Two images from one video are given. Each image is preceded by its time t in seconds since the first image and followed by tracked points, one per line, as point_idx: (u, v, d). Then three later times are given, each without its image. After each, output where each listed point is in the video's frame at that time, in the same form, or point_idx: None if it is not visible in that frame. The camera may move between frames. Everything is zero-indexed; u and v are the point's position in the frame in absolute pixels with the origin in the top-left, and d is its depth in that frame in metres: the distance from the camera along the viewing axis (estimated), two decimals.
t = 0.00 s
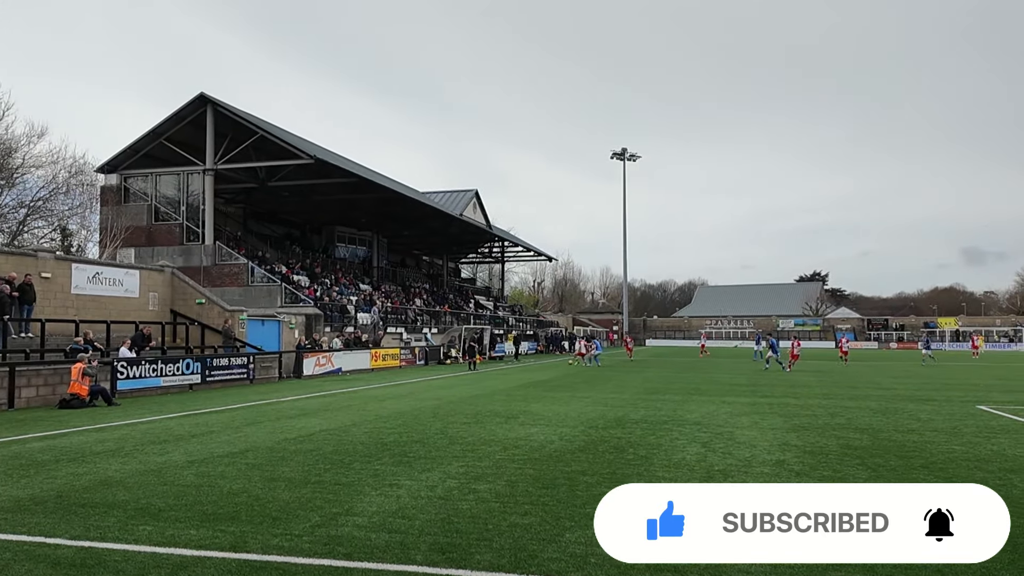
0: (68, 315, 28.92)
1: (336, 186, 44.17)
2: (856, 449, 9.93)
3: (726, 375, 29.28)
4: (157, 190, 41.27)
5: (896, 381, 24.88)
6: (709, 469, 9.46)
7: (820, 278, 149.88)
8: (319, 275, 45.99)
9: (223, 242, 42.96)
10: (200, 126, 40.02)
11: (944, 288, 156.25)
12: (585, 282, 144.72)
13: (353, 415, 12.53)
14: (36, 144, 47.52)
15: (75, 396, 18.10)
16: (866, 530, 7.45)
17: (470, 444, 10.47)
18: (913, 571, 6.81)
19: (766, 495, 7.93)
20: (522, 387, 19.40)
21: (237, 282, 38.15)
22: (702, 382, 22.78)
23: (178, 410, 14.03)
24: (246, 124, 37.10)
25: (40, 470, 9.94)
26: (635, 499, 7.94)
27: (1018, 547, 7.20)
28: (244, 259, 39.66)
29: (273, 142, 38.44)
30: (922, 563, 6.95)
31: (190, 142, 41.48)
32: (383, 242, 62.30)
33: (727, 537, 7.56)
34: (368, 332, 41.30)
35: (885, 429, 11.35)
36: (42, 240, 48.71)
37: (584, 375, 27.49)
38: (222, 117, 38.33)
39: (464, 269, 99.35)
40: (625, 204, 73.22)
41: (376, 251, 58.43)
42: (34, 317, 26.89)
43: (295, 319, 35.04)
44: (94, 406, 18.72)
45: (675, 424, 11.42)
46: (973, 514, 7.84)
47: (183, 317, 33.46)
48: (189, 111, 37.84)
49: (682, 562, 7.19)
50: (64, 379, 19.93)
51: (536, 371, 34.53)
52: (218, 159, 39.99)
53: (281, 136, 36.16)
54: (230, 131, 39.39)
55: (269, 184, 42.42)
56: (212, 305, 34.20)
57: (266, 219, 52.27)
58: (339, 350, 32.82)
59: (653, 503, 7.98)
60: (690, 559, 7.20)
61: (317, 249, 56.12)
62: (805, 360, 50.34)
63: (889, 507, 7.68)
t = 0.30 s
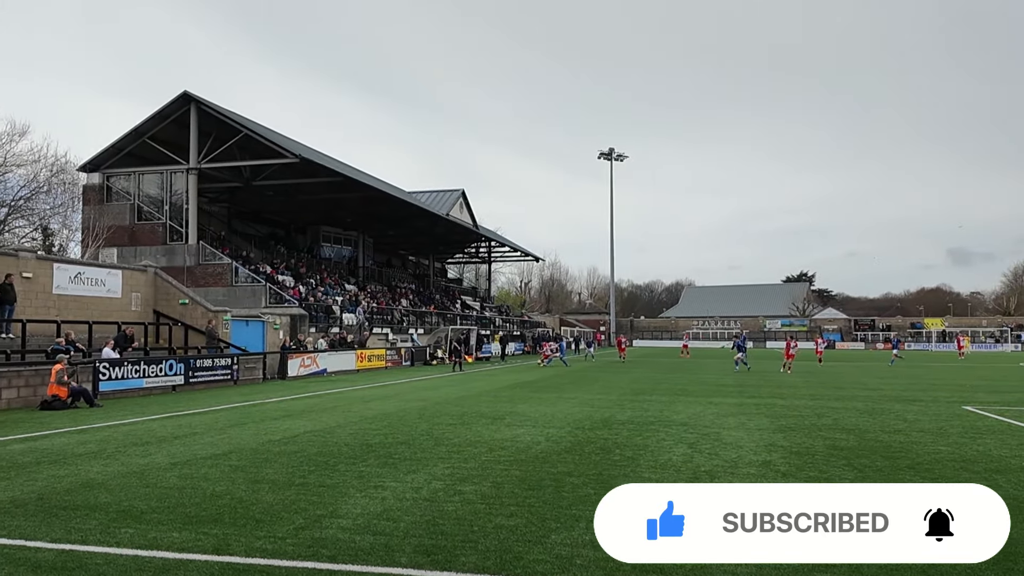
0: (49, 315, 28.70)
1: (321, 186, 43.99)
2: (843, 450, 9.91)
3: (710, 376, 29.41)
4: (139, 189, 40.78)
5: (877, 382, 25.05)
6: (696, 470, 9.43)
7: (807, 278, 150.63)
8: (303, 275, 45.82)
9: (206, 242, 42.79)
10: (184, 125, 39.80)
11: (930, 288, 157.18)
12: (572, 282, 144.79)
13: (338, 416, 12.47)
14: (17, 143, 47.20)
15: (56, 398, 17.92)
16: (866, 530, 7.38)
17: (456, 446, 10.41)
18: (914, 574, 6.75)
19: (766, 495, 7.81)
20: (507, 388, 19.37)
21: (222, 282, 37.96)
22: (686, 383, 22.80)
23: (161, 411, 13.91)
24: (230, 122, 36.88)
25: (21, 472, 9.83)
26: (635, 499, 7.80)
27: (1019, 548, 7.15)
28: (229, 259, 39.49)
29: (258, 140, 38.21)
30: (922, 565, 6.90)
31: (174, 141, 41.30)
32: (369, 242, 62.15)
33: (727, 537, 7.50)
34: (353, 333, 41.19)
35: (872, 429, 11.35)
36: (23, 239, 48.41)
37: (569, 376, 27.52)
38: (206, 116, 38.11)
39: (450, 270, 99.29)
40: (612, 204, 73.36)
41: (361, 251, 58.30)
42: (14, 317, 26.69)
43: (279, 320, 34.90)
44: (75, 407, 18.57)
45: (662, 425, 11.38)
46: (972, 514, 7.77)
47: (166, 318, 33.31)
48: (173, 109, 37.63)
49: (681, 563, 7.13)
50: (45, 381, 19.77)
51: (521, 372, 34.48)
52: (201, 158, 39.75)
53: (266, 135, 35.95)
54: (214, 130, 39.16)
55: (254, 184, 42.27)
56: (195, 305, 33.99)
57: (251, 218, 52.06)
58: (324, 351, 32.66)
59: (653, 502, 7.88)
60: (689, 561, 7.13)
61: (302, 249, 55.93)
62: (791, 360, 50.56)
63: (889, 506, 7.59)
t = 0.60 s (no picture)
0: (29, 315, 28.45)
1: (306, 185, 43.79)
2: (828, 450, 9.90)
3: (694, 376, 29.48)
4: (121, 188, 40.64)
5: (860, 381, 25.15)
6: (681, 471, 9.41)
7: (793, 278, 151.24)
8: (287, 275, 45.64)
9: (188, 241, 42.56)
10: (166, 123, 39.50)
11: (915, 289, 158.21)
12: (558, 282, 144.72)
13: (322, 417, 12.39)
14: None
15: (36, 399, 17.65)
16: (866, 530, 7.34)
17: (440, 447, 10.35)
18: (915, 573, 6.73)
19: (767, 494, 7.76)
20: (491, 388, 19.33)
21: (204, 282, 37.76)
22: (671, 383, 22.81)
23: (144, 413, 13.81)
24: (212, 120, 36.61)
25: None
26: (634, 498, 7.75)
27: (1019, 548, 7.14)
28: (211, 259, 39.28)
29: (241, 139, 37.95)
30: (923, 564, 6.88)
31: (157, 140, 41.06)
32: (354, 242, 61.99)
33: (727, 537, 7.47)
34: (337, 333, 41.07)
35: (856, 429, 11.37)
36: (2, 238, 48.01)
37: (554, 376, 27.50)
38: (188, 114, 37.81)
39: (436, 270, 99.07)
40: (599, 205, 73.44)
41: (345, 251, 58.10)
42: None
43: (263, 320, 35.12)
44: (54, 409, 18.40)
45: (648, 426, 11.34)
46: (972, 512, 7.74)
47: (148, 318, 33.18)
48: (154, 107, 37.33)
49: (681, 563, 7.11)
50: (24, 382, 19.60)
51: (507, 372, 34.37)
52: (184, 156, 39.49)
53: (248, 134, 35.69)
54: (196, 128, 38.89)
55: (237, 183, 42.15)
56: (178, 305, 34.00)
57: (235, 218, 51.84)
58: (308, 351, 32.50)
59: (653, 502, 7.82)
60: (689, 561, 7.11)
61: (286, 249, 55.67)
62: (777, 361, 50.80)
63: (889, 507, 7.56)
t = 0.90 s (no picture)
0: (6, 315, 28.17)
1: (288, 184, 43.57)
2: (810, 450, 9.91)
3: (674, 376, 29.54)
4: (100, 186, 40.35)
5: (838, 382, 25.28)
6: (664, 471, 9.42)
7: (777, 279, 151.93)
8: (269, 275, 45.40)
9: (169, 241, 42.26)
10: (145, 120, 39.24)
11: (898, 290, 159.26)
12: (542, 282, 144.69)
13: (304, 419, 12.33)
14: None
15: (11, 400, 17.38)
16: (866, 530, 7.31)
17: (423, 447, 10.29)
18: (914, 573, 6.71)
19: (767, 495, 7.74)
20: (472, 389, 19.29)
21: (185, 282, 37.53)
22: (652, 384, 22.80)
23: (124, 414, 13.69)
24: (192, 118, 36.35)
25: None
26: (635, 497, 7.74)
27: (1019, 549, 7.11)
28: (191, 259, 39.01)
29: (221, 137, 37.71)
30: (922, 564, 6.86)
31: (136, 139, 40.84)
32: (336, 241, 61.81)
33: (727, 537, 7.44)
34: (319, 333, 40.95)
35: (839, 429, 11.42)
36: None
37: (536, 377, 27.44)
38: (169, 111, 37.56)
39: (419, 270, 98.81)
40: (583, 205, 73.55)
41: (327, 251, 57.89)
42: None
43: (244, 320, 34.70)
44: (28, 410, 18.17)
45: (632, 426, 11.31)
46: (972, 512, 7.73)
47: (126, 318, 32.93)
48: (134, 105, 37.07)
49: (680, 562, 7.10)
50: None
51: (490, 372, 34.35)
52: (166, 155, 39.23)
53: (229, 132, 35.46)
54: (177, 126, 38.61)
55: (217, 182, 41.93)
56: (158, 305, 33.54)
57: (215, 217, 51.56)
58: (289, 352, 32.33)
59: (653, 502, 7.81)
60: (688, 561, 7.10)
61: (267, 248, 55.37)
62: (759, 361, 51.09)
63: (889, 507, 7.53)
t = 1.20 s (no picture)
0: None
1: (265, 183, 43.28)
2: (787, 450, 9.93)
3: (652, 376, 29.61)
4: (74, 184, 40.05)
5: (811, 382, 25.50)
6: (642, 472, 9.44)
7: (757, 280, 152.82)
8: (245, 275, 45.04)
9: (144, 240, 41.94)
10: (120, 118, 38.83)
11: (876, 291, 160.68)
12: (522, 283, 144.69)
13: (280, 420, 12.24)
14: None
15: None
16: (867, 530, 7.26)
17: (401, 449, 10.23)
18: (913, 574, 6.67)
19: (767, 494, 7.61)
20: (450, 390, 19.21)
21: (160, 282, 37.15)
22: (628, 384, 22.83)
23: (95, 415, 13.54)
24: (168, 116, 36.01)
25: None
26: (634, 497, 7.64)
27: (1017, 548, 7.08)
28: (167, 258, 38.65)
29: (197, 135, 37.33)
30: (922, 565, 6.83)
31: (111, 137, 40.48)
32: (314, 241, 61.49)
33: (727, 538, 7.33)
34: (296, 334, 40.74)
35: (815, 429, 11.48)
36: None
37: (513, 378, 27.44)
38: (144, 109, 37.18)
39: (398, 270, 98.56)
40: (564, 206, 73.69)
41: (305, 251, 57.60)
42: None
43: (220, 320, 34.37)
44: None
45: (610, 427, 11.29)
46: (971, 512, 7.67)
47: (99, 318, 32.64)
48: (109, 102, 36.69)
49: (682, 562, 7.05)
50: None
51: (469, 373, 34.32)
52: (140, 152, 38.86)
53: (204, 130, 35.11)
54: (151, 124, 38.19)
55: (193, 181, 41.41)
56: (132, 305, 33.36)
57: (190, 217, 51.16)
58: (265, 353, 32.15)
59: (653, 501, 7.70)
60: (686, 561, 7.04)
61: (243, 248, 54.98)
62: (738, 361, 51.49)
63: (889, 506, 7.48)
